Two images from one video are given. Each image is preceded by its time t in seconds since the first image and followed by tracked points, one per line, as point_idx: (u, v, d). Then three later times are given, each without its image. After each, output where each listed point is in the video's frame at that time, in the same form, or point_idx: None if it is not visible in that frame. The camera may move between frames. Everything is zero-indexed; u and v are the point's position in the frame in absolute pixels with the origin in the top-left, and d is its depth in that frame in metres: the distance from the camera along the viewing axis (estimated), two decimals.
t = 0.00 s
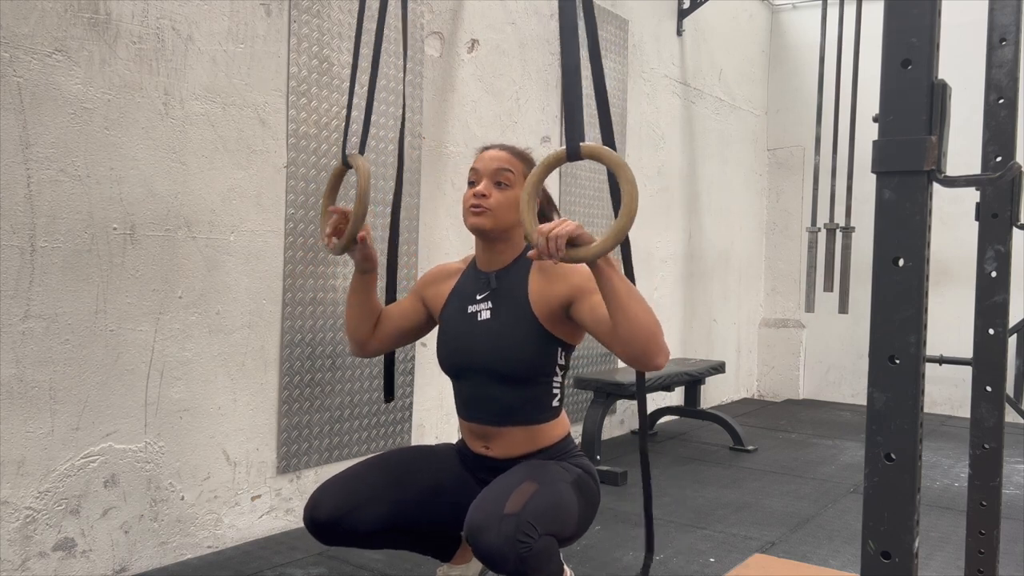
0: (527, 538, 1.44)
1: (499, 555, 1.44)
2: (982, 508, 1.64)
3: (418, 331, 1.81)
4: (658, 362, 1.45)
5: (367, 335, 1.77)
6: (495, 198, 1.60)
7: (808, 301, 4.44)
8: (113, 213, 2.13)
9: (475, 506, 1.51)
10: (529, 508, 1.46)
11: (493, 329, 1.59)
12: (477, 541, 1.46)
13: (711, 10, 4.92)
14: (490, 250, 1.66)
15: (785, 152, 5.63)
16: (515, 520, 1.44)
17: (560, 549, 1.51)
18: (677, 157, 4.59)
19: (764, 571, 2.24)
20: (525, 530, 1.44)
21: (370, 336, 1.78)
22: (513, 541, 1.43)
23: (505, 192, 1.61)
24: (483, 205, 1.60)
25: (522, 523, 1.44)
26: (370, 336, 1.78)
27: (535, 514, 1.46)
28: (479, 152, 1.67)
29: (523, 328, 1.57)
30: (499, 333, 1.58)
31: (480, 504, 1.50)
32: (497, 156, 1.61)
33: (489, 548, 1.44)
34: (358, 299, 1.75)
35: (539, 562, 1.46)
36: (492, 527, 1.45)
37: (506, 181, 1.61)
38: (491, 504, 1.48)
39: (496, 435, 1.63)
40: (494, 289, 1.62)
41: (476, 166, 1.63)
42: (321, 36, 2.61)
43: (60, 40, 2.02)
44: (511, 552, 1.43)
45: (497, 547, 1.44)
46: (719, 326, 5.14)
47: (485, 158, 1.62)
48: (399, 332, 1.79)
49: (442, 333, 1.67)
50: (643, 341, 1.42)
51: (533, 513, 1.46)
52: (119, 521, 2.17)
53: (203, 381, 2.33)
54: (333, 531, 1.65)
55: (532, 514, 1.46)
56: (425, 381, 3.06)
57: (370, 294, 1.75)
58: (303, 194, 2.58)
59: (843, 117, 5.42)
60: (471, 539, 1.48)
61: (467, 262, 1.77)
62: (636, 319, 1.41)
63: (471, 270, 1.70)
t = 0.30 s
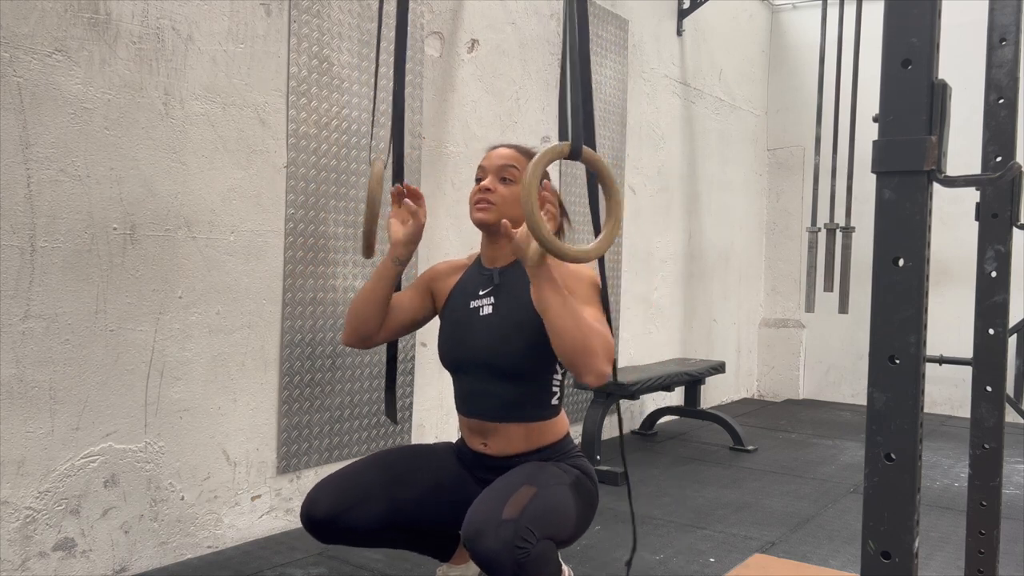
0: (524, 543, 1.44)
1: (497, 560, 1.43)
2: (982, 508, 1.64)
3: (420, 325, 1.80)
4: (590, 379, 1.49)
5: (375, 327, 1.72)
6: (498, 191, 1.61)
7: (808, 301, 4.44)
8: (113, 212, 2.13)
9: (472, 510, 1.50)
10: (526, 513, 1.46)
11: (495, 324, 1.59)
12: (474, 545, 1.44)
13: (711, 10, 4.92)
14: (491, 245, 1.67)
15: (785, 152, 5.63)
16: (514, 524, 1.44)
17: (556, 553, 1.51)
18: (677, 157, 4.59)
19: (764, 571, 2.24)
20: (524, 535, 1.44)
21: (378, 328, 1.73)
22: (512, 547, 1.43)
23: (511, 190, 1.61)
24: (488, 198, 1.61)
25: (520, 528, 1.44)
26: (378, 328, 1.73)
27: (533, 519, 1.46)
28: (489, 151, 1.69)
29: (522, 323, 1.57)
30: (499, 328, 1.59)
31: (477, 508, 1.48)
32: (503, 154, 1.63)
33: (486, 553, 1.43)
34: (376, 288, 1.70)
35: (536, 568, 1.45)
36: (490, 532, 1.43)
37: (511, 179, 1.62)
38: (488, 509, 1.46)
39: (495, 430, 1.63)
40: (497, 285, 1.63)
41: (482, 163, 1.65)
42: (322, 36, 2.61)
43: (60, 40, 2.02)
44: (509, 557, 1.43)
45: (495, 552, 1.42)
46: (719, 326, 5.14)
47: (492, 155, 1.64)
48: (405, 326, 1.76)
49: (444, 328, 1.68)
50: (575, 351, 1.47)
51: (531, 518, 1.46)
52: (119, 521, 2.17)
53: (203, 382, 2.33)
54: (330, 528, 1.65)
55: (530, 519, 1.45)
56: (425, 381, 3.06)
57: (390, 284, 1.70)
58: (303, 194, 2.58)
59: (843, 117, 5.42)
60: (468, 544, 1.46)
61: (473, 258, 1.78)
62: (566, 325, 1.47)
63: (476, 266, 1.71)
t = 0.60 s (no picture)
0: (523, 538, 1.45)
1: (495, 554, 1.44)
2: (982, 508, 1.64)
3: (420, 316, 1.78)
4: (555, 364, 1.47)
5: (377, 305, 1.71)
6: (494, 191, 1.62)
7: (808, 301, 4.44)
8: (113, 212, 2.13)
9: (472, 504, 1.51)
10: (525, 508, 1.46)
11: (492, 325, 1.58)
12: (472, 538, 1.46)
13: (711, 10, 4.91)
14: (490, 246, 1.67)
15: (785, 152, 5.63)
16: (511, 520, 1.44)
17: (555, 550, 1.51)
18: (677, 157, 4.59)
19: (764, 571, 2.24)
20: (521, 531, 1.44)
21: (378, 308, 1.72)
22: (510, 541, 1.44)
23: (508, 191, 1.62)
24: (484, 198, 1.62)
25: (517, 524, 1.44)
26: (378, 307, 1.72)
27: (531, 514, 1.46)
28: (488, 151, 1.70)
29: (520, 323, 1.55)
30: (496, 329, 1.58)
31: (477, 502, 1.49)
32: (501, 154, 1.64)
33: (484, 546, 1.45)
34: (380, 266, 1.70)
35: (534, 563, 1.46)
36: (488, 526, 1.45)
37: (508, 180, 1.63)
38: (487, 503, 1.48)
39: (493, 431, 1.63)
40: (495, 286, 1.62)
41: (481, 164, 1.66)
42: (322, 36, 2.61)
43: (60, 40, 2.02)
44: (507, 552, 1.44)
45: (493, 546, 1.44)
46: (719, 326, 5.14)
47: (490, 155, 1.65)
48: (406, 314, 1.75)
49: (444, 330, 1.68)
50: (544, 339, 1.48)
51: (530, 513, 1.46)
52: (119, 521, 2.17)
53: (203, 382, 2.33)
54: (328, 519, 1.65)
55: (528, 514, 1.46)
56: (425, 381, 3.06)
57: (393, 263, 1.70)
58: (303, 194, 2.57)
59: (843, 117, 5.42)
60: (466, 537, 1.48)
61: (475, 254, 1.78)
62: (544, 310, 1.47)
63: (475, 266, 1.71)
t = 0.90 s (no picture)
0: (551, 519, 1.47)
1: (524, 533, 1.46)
2: (982, 508, 1.64)
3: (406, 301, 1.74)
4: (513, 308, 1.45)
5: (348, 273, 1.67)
6: (480, 204, 1.60)
7: (808, 301, 4.43)
8: (113, 212, 2.13)
9: (500, 483, 1.52)
10: (556, 490, 1.48)
11: (493, 340, 1.56)
12: (503, 516, 1.47)
13: (711, 10, 4.91)
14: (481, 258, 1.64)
15: (785, 152, 5.63)
16: (543, 499, 1.47)
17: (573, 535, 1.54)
18: (677, 157, 4.59)
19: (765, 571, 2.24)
20: (551, 511, 1.47)
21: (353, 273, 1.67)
22: (540, 521, 1.46)
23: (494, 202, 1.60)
24: (472, 212, 1.60)
25: (548, 504, 1.47)
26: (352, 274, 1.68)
27: (561, 496, 1.49)
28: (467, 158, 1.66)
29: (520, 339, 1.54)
30: (497, 344, 1.56)
31: (508, 480, 1.51)
32: (484, 162, 1.60)
33: (515, 524, 1.46)
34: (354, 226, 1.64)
35: (557, 545, 1.49)
36: (521, 504, 1.46)
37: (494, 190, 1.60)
38: (519, 482, 1.49)
39: (496, 440, 1.64)
40: (490, 298, 1.59)
41: (465, 174, 1.63)
42: (322, 36, 2.61)
43: (60, 40, 2.02)
44: (536, 532, 1.46)
45: (524, 524, 1.46)
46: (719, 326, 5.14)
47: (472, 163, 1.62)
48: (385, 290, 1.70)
49: (440, 343, 1.65)
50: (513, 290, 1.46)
51: (559, 496, 1.48)
52: (119, 521, 2.17)
53: (203, 382, 2.33)
54: (334, 498, 1.71)
55: (558, 495, 1.48)
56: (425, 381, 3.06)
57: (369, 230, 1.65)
58: (303, 194, 2.57)
59: (843, 117, 5.42)
60: (496, 515, 1.49)
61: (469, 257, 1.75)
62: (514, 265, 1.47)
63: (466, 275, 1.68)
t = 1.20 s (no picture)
0: (560, 514, 1.47)
1: (534, 529, 1.46)
2: (982, 508, 1.64)
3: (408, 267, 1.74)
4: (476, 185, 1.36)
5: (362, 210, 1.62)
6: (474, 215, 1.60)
7: (808, 300, 4.44)
8: (113, 212, 2.13)
9: (507, 480, 1.52)
10: (562, 485, 1.49)
11: (489, 337, 1.56)
12: (512, 512, 1.47)
13: (712, 10, 4.91)
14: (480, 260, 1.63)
15: (785, 152, 5.63)
16: (552, 494, 1.47)
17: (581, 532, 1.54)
18: (677, 157, 4.59)
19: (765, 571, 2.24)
20: (561, 506, 1.47)
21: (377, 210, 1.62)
22: (549, 516, 1.46)
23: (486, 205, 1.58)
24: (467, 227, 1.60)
25: (557, 498, 1.47)
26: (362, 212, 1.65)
27: (569, 490, 1.49)
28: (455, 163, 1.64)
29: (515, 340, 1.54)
30: (493, 342, 1.55)
31: (515, 477, 1.51)
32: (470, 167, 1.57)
33: (524, 520, 1.46)
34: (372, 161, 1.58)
35: (567, 540, 1.49)
36: (529, 500, 1.46)
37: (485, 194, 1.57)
38: (526, 479, 1.49)
39: (492, 438, 1.64)
40: (489, 297, 1.58)
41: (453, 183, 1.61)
42: (322, 36, 2.61)
43: (60, 40, 2.02)
44: (546, 527, 1.46)
45: (533, 520, 1.45)
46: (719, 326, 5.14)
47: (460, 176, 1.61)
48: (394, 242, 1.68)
49: (437, 339, 1.65)
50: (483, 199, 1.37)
51: (567, 490, 1.48)
52: (119, 521, 2.17)
53: (203, 382, 2.33)
54: (336, 494, 1.72)
55: (566, 490, 1.49)
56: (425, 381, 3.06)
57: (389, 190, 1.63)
58: (303, 194, 2.57)
59: (843, 117, 5.42)
60: (505, 512, 1.49)
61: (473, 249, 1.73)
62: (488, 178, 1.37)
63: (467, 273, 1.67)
